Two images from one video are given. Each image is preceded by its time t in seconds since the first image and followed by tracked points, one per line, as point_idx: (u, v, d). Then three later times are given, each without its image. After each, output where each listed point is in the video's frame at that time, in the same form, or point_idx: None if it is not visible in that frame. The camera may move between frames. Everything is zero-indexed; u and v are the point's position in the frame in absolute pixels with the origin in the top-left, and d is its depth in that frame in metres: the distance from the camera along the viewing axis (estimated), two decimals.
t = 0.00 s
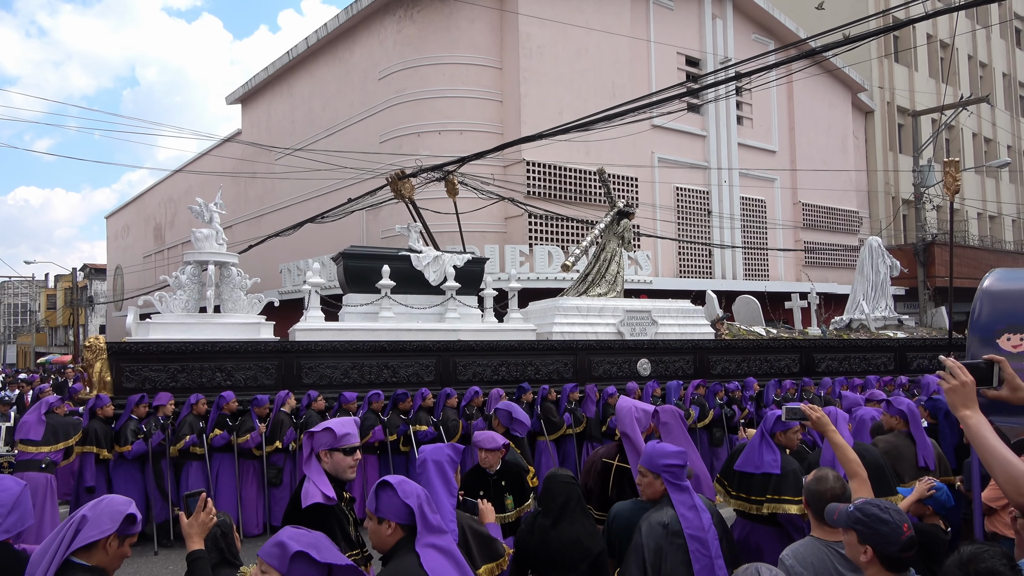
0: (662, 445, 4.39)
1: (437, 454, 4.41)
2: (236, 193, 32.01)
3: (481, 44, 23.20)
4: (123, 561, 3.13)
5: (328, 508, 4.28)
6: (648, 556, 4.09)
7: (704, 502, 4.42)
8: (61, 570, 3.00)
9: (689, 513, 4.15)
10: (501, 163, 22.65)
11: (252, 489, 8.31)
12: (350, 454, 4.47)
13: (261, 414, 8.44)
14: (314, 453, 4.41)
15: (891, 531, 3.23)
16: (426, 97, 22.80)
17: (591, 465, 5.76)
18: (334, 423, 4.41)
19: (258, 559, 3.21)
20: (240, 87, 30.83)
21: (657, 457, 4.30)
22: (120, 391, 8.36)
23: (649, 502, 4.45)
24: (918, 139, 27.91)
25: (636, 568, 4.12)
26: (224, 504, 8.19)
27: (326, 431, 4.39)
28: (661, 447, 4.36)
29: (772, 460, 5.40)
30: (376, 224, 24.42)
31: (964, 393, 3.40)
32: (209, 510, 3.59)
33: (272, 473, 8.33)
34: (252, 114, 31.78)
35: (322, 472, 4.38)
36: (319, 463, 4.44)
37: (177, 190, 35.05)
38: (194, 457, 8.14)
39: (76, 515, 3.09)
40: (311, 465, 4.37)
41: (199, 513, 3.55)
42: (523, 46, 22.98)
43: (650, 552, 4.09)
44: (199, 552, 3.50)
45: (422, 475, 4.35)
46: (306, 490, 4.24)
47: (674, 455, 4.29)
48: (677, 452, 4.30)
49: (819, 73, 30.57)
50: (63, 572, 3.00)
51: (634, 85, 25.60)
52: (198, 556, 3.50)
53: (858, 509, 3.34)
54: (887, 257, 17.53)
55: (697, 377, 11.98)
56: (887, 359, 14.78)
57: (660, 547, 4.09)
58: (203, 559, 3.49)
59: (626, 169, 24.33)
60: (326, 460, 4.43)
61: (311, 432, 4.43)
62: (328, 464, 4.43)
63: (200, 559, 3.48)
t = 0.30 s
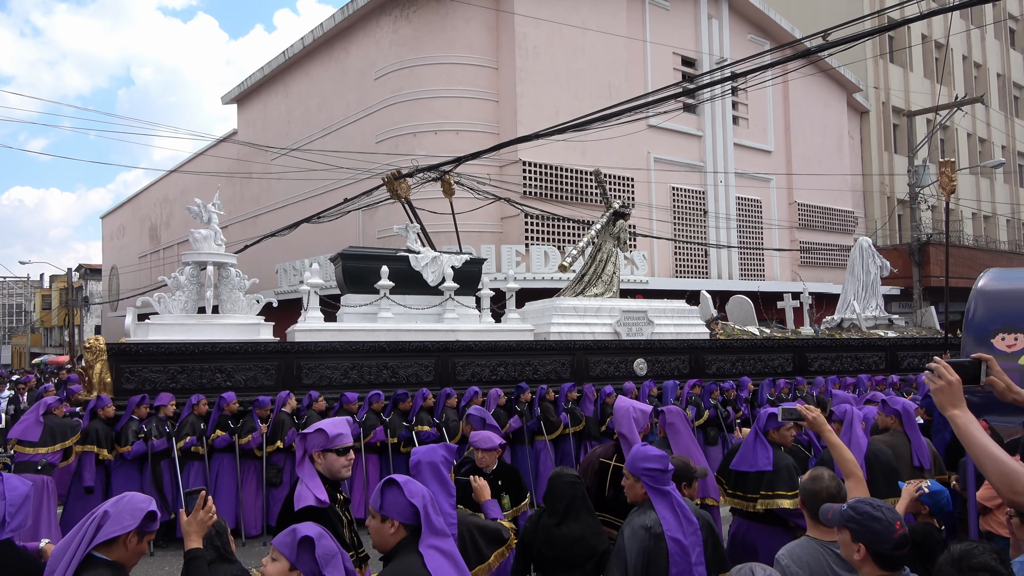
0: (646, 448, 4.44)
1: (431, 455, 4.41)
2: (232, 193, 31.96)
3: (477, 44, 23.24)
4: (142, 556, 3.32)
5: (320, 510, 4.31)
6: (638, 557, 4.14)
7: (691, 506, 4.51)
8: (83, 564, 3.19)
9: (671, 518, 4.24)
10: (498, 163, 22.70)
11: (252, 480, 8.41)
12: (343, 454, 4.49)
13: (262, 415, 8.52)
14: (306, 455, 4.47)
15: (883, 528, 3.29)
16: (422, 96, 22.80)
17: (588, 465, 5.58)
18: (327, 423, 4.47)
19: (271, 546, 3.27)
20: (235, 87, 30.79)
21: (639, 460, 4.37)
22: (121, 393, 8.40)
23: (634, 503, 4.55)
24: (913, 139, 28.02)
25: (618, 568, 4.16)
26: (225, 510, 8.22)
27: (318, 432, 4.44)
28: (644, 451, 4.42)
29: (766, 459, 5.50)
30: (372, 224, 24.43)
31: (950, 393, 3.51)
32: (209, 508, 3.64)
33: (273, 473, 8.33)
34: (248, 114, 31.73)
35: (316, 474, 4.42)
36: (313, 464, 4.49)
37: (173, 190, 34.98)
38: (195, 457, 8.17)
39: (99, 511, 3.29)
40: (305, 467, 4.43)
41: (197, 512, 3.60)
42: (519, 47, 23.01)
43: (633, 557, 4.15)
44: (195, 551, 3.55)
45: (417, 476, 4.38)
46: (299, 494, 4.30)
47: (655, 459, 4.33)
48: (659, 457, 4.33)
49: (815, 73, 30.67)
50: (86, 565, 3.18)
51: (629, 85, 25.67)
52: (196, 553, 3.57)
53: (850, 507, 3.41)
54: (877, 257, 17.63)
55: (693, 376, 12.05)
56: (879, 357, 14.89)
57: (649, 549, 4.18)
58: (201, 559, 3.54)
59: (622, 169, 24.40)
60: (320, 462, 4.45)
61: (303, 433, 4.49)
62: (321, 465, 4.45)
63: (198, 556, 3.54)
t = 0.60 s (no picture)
0: (645, 447, 4.52)
1: (433, 457, 4.47)
2: (230, 194, 31.95)
3: (475, 44, 23.29)
4: (150, 547, 3.38)
5: (324, 513, 4.38)
6: (645, 556, 4.23)
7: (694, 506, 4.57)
8: (92, 558, 3.27)
9: (674, 515, 4.33)
10: (496, 163, 22.75)
11: (259, 477, 8.50)
12: (342, 455, 4.56)
13: (266, 417, 8.62)
14: (304, 457, 4.54)
15: (881, 522, 3.37)
16: (420, 96, 22.85)
17: (588, 466, 5.55)
18: (323, 424, 4.53)
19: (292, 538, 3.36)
20: (233, 87, 30.78)
21: (639, 460, 4.45)
22: (123, 394, 8.45)
23: (638, 503, 4.61)
24: (911, 138, 28.11)
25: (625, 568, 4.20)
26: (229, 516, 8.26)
27: (317, 435, 4.51)
28: (643, 450, 4.50)
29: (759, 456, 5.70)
30: (371, 224, 24.46)
31: (950, 392, 3.52)
32: (202, 506, 3.70)
33: (278, 474, 8.23)
34: (245, 114, 31.74)
35: (317, 477, 4.50)
36: (312, 466, 4.56)
37: (171, 190, 34.95)
38: (198, 458, 8.26)
39: (103, 507, 3.35)
40: (304, 471, 4.51)
41: (190, 511, 3.66)
42: (517, 47, 23.07)
43: (642, 556, 4.22)
44: (191, 548, 3.63)
45: (419, 478, 4.43)
46: (300, 497, 4.37)
47: (654, 458, 4.42)
48: (658, 456, 4.42)
49: (812, 72, 30.79)
50: (95, 559, 3.27)
51: (627, 84, 25.73)
52: (189, 552, 3.63)
53: (850, 505, 3.48)
54: (873, 256, 17.74)
55: (691, 376, 12.13)
56: (875, 356, 14.99)
57: (657, 547, 4.24)
58: (195, 556, 3.61)
59: (620, 169, 24.47)
60: (320, 463, 4.52)
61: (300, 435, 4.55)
62: (321, 467, 4.52)
63: (191, 553, 3.61)
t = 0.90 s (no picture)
0: (655, 448, 4.52)
1: (438, 460, 4.47)
2: (233, 194, 31.99)
3: (478, 45, 23.30)
4: (165, 545, 3.48)
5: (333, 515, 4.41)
6: (654, 559, 4.25)
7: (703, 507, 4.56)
8: (108, 550, 3.37)
9: (683, 517, 4.34)
10: (498, 164, 22.77)
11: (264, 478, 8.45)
12: (347, 456, 4.59)
13: (272, 417, 8.55)
14: (306, 460, 4.56)
15: (883, 522, 3.38)
16: (423, 97, 22.88)
17: (591, 467, 5.49)
18: (323, 427, 4.53)
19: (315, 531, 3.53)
20: (236, 87, 30.79)
21: (648, 461, 4.45)
22: (130, 394, 8.47)
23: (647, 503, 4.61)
24: (915, 139, 28.06)
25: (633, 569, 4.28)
26: (237, 517, 8.23)
27: (322, 437, 4.51)
28: (654, 451, 4.49)
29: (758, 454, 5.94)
30: (373, 225, 24.49)
31: (951, 393, 3.58)
32: (196, 507, 3.59)
33: (281, 475, 8.32)
34: (248, 115, 31.76)
35: (321, 479, 4.53)
36: (316, 468, 4.58)
37: (174, 191, 34.99)
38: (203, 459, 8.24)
39: (123, 504, 3.51)
40: (308, 474, 4.52)
41: (184, 511, 3.53)
42: (519, 47, 23.08)
43: (652, 557, 4.25)
44: (184, 549, 3.51)
45: (425, 481, 4.44)
46: (307, 500, 4.37)
47: (664, 460, 4.41)
48: (668, 457, 4.42)
49: (815, 73, 30.79)
50: (110, 551, 3.37)
51: (630, 85, 25.73)
52: (183, 554, 3.49)
53: (851, 507, 3.50)
54: (877, 258, 17.73)
55: (695, 377, 12.13)
56: (879, 358, 14.98)
57: (666, 549, 4.26)
58: (190, 558, 3.51)
59: (622, 170, 24.49)
60: (325, 465, 4.54)
61: (300, 439, 4.54)
62: (326, 469, 4.55)
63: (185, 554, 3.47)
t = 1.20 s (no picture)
0: (664, 449, 4.44)
1: (438, 462, 4.42)
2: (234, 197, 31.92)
3: (479, 47, 23.25)
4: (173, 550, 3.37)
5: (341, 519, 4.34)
6: (663, 559, 4.19)
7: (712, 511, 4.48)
8: (119, 552, 3.35)
9: (693, 518, 4.28)
10: (499, 166, 22.71)
11: (264, 488, 8.37)
12: (353, 458, 4.56)
13: (279, 421, 8.54)
14: (309, 465, 4.49)
15: (891, 525, 3.29)
16: (423, 99, 22.83)
17: (592, 469, 5.39)
18: (328, 429, 4.44)
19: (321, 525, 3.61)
20: (238, 90, 30.75)
21: (659, 461, 4.36)
22: (135, 398, 8.41)
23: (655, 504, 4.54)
24: (917, 139, 27.96)
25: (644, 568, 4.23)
26: (241, 522, 8.16)
27: (329, 440, 4.44)
28: (663, 451, 4.41)
29: (762, 458, 5.70)
30: (375, 227, 24.43)
31: (955, 392, 3.46)
32: (192, 512, 3.45)
33: (287, 478, 8.13)
34: (250, 118, 31.72)
35: (328, 482, 4.46)
36: (322, 472, 4.52)
37: (175, 194, 34.94)
38: (211, 464, 8.23)
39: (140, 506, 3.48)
40: (312, 478, 4.45)
41: (180, 514, 3.40)
42: (520, 49, 23.04)
43: (660, 557, 4.19)
44: (179, 553, 3.30)
45: (425, 483, 4.40)
46: (316, 506, 4.29)
47: (674, 460, 4.33)
48: (678, 457, 4.33)
49: (816, 74, 30.76)
50: (121, 553, 3.35)
51: (631, 87, 25.69)
52: (178, 558, 3.30)
53: (859, 507, 3.42)
54: (882, 258, 17.65)
55: (703, 378, 12.07)
56: (885, 359, 14.92)
57: (674, 548, 4.20)
58: (185, 562, 3.28)
59: (623, 171, 24.44)
60: (331, 469, 4.49)
61: (303, 444, 4.42)
62: (333, 473, 4.50)
63: (181, 558, 3.27)
